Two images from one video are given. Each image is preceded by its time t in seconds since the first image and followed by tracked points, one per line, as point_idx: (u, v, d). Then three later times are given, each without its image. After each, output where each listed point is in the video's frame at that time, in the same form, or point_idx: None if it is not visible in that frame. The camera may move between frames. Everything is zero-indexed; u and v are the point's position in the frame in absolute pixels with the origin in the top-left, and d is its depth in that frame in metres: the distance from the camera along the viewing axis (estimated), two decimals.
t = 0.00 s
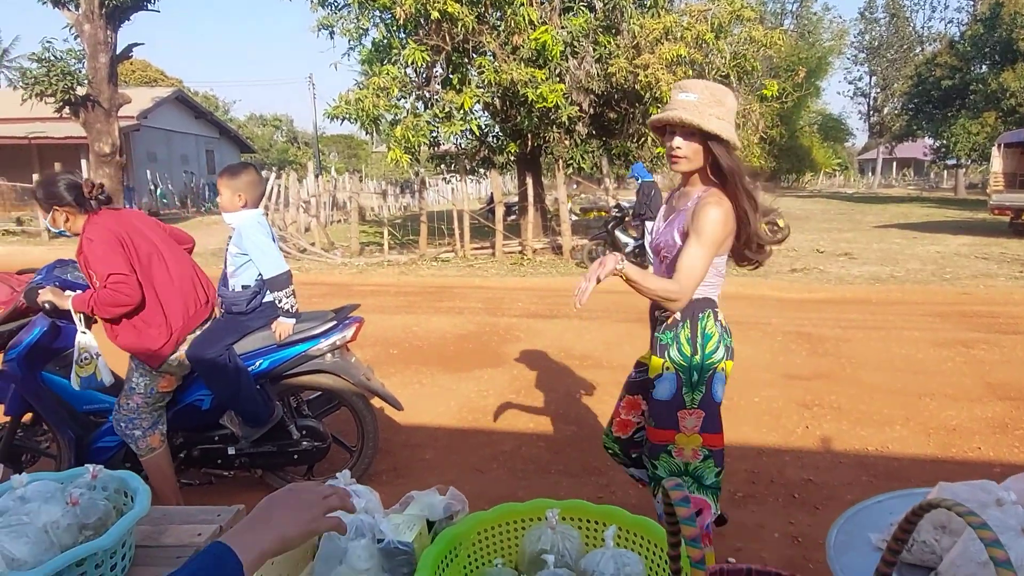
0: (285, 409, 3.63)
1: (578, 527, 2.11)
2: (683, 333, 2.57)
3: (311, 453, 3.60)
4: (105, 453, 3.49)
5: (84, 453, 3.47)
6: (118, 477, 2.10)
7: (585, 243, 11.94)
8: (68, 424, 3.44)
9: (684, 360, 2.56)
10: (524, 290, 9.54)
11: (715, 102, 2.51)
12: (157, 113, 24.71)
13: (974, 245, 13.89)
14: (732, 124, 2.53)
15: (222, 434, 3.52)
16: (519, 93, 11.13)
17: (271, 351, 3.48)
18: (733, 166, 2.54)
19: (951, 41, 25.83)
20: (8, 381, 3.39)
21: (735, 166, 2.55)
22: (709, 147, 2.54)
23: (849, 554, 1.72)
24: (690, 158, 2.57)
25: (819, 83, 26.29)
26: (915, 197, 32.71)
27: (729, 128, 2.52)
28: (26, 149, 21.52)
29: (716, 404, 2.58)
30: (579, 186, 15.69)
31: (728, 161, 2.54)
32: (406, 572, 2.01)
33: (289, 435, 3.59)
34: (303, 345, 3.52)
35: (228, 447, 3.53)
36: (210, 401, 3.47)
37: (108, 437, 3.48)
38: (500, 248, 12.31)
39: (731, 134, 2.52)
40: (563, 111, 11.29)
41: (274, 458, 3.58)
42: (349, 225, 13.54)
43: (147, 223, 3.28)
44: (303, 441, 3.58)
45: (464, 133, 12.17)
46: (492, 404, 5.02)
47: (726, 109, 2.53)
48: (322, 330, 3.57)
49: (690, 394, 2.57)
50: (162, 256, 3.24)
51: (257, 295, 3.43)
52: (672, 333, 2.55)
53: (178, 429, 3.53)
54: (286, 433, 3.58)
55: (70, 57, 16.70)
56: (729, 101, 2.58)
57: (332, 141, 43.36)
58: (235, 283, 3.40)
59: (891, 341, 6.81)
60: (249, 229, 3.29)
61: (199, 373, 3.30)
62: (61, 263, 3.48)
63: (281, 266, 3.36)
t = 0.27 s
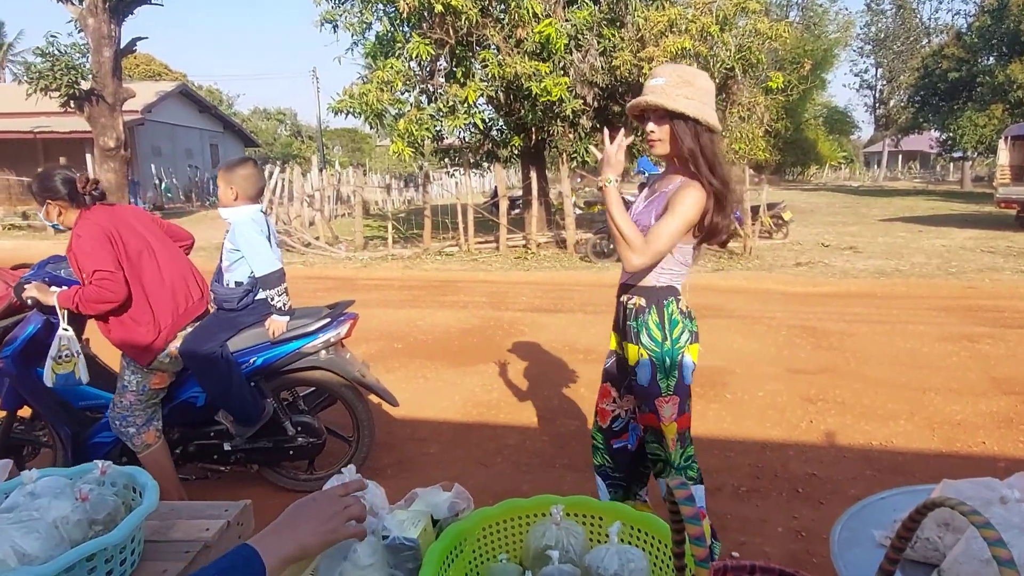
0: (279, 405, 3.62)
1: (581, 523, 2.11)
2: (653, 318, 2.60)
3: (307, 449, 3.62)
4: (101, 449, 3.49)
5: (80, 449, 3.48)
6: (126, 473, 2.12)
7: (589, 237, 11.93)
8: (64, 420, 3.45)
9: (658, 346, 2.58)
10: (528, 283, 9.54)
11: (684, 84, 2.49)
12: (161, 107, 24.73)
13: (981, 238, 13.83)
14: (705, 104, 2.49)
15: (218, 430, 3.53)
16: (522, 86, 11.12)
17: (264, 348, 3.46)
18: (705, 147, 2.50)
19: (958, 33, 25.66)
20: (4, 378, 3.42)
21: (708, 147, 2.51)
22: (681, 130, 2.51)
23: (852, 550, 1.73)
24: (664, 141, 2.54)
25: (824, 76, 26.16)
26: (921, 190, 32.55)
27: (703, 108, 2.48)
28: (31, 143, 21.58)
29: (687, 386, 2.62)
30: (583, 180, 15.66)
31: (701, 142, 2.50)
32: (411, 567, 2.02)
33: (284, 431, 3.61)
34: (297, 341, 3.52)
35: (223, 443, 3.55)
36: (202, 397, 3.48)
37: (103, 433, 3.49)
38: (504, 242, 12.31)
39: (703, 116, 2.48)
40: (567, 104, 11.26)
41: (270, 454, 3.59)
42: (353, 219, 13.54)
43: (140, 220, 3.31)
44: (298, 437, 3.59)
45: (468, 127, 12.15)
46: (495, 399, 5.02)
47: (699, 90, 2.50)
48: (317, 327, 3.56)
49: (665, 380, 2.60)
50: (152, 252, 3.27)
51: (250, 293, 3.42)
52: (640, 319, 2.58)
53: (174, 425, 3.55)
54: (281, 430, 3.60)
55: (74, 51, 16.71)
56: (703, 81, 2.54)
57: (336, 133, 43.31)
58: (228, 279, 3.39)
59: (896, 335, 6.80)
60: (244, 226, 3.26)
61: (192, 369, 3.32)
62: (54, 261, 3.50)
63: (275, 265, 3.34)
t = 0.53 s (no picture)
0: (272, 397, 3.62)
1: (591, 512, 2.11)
2: (619, 322, 2.60)
3: (300, 440, 3.62)
4: (97, 438, 3.54)
5: (77, 439, 3.52)
6: (139, 462, 2.13)
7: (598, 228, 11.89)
8: (61, 410, 3.48)
9: (612, 345, 2.59)
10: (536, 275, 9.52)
11: (672, 88, 2.49)
12: (169, 100, 24.77)
13: (993, 229, 13.71)
14: (693, 109, 2.48)
15: (212, 420, 3.57)
16: (530, 77, 11.08)
17: (256, 340, 3.48)
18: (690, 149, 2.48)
19: (970, 22, 25.39)
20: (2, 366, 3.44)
21: (694, 150, 2.49)
22: (668, 133, 2.50)
23: (864, 542, 1.72)
24: (651, 144, 2.55)
25: (834, 65, 25.96)
26: (932, 181, 32.29)
27: (690, 113, 2.47)
28: (41, 136, 21.66)
29: (639, 390, 2.63)
30: (591, 171, 15.61)
31: (687, 145, 2.48)
32: (423, 556, 2.03)
33: (277, 422, 3.61)
34: (291, 333, 3.54)
35: (218, 433, 3.57)
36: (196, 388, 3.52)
37: (100, 422, 3.53)
38: (512, 234, 12.28)
39: (688, 120, 2.46)
40: (575, 95, 11.21)
41: (264, 445, 3.61)
42: (361, 211, 13.54)
43: (154, 211, 3.36)
44: (291, 428, 3.60)
45: (476, 118, 12.13)
46: (503, 390, 5.02)
47: (687, 95, 2.49)
48: (311, 318, 3.60)
49: (613, 377, 2.61)
50: (160, 245, 3.32)
51: (245, 286, 3.39)
52: (605, 321, 2.59)
53: (170, 415, 3.58)
54: (274, 421, 3.60)
55: (82, 44, 16.74)
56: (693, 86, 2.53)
57: (343, 125, 43.36)
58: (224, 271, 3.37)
59: (907, 327, 6.76)
60: (240, 217, 3.24)
61: (184, 359, 3.32)
62: (50, 251, 3.43)
63: (269, 257, 3.32)
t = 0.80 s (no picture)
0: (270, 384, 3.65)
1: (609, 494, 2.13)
2: (606, 293, 2.67)
3: (297, 428, 3.65)
4: (100, 422, 3.59)
5: (80, 423, 3.57)
6: (168, 441, 2.15)
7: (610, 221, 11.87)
8: (64, 394, 3.50)
9: (599, 315, 2.66)
10: (548, 267, 9.54)
11: (669, 67, 2.49)
12: (182, 92, 24.90)
13: (1009, 223, 13.60)
14: (686, 88, 2.51)
15: (211, 407, 3.60)
16: (543, 69, 11.08)
17: (254, 328, 3.51)
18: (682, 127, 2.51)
19: (988, 13, 25.10)
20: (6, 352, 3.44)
21: (687, 129, 2.51)
22: (663, 112, 2.52)
23: (877, 523, 1.73)
24: (646, 122, 2.57)
25: (848, 57, 25.75)
26: (947, 174, 32.00)
27: (684, 92, 2.50)
28: (57, 127, 21.81)
29: (623, 364, 2.65)
30: (603, 163, 15.58)
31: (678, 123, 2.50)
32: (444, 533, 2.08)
33: (275, 410, 3.65)
34: (287, 321, 3.56)
35: (216, 419, 3.61)
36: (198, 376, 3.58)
37: (102, 407, 3.58)
38: (524, 226, 12.29)
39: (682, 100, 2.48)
40: (588, 87, 11.20)
41: (261, 432, 3.63)
42: (373, 203, 13.58)
43: (184, 203, 3.46)
44: (288, 415, 3.63)
45: (488, 110, 12.13)
46: (514, 379, 5.06)
47: (682, 74, 2.50)
48: (307, 307, 3.62)
49: (598, 348, 2.67)
50: (183, 237, 3.40)
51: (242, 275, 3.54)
52: (595, 290, 2.67)
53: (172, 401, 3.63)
54: (272, 409, 3.63)
55: (97, 36, 16.85)
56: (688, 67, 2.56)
57: (355, 118, 43.45)
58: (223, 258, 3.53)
59: (921, 320, 6.74)
60: (239, 207, 3.39)
61: (185, 347, 3.35)
62: (56, 239, 3.44)
63: (268, 245, 3.46)
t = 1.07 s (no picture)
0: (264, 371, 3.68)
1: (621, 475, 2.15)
2: (609, 286, 2.64)
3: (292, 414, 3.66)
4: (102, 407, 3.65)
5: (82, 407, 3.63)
6: (192, 420, 2.11)
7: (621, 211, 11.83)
8: (66, 378, 3.58)
9: (608, 312, 2.63)
10: (559, 257, 9.53)
11: (654, 70, 2.52)
12: (195, 82, 25.00)
13: None
14: (672, 92, 2.52)
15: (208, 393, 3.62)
16: (555, 58, 11.04)
17: (251, 318, 3.59)
18: (672, 134, 2.55)
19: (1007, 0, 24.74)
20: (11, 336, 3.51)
21: (676, 134, 2.55)
22: (651, 116, 2.54)
23: (883, 503, 1.74)
24: (635, 126, 2.59)
25: (864, 46, 25.47)
26: (964, 164, 31.64)
27: (669, 96, 2.51)
28: (72, 118, 21.97)
29: (629, 358, 2.68)
30: (615, 153, 15.52)
31: (667, 129, 2.54)
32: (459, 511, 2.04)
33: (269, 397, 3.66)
34: (281, 312, 3.64)
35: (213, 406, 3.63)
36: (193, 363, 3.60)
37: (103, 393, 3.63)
38: (535, 216, 12.27)
39: (668, 103, 2.51)
40: (601, 76, 11.15)
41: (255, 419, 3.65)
42: (385, 193, 13.61)
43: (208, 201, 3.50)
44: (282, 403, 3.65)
45: (500, 100, 12.11)
46: (525, 368, 5.08)
47: (666, 77, 2.52)
48: (303, 296, 3.69)
49: (611, 346, 2.66)
50: (200, 234, 3.44)
51: (240, 265, 3.56)
52: (598, 286, 2.63)
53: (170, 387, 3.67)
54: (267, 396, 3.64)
55: (111, 27, 16.94)
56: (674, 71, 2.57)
57: (367, 108, 43.49)
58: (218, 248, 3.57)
59: (935, 310, 6.70)
60: (235, 198, 3.45)
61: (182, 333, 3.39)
62: (61, 227, 3.52)
63: (263, 235, 3.54)
